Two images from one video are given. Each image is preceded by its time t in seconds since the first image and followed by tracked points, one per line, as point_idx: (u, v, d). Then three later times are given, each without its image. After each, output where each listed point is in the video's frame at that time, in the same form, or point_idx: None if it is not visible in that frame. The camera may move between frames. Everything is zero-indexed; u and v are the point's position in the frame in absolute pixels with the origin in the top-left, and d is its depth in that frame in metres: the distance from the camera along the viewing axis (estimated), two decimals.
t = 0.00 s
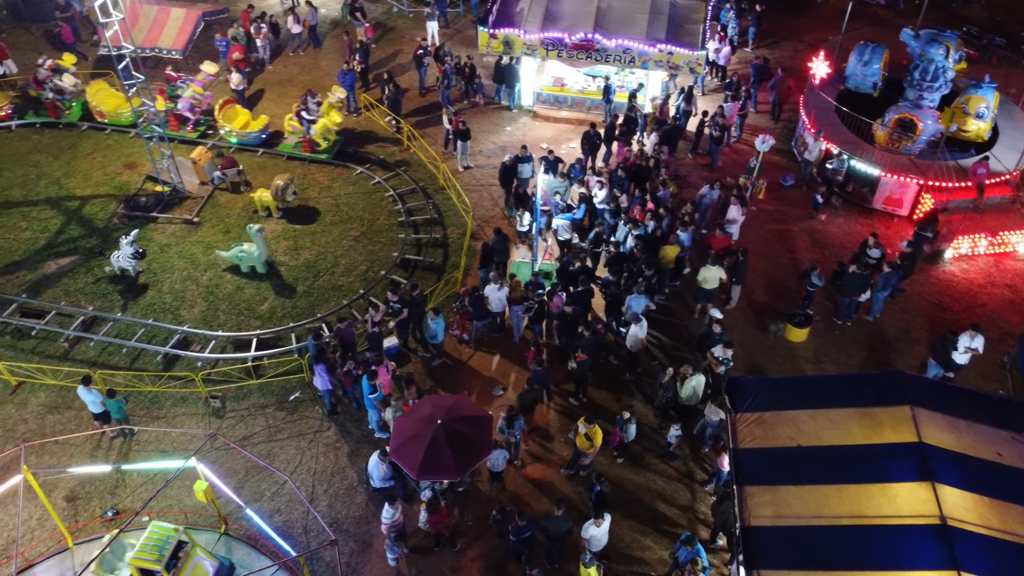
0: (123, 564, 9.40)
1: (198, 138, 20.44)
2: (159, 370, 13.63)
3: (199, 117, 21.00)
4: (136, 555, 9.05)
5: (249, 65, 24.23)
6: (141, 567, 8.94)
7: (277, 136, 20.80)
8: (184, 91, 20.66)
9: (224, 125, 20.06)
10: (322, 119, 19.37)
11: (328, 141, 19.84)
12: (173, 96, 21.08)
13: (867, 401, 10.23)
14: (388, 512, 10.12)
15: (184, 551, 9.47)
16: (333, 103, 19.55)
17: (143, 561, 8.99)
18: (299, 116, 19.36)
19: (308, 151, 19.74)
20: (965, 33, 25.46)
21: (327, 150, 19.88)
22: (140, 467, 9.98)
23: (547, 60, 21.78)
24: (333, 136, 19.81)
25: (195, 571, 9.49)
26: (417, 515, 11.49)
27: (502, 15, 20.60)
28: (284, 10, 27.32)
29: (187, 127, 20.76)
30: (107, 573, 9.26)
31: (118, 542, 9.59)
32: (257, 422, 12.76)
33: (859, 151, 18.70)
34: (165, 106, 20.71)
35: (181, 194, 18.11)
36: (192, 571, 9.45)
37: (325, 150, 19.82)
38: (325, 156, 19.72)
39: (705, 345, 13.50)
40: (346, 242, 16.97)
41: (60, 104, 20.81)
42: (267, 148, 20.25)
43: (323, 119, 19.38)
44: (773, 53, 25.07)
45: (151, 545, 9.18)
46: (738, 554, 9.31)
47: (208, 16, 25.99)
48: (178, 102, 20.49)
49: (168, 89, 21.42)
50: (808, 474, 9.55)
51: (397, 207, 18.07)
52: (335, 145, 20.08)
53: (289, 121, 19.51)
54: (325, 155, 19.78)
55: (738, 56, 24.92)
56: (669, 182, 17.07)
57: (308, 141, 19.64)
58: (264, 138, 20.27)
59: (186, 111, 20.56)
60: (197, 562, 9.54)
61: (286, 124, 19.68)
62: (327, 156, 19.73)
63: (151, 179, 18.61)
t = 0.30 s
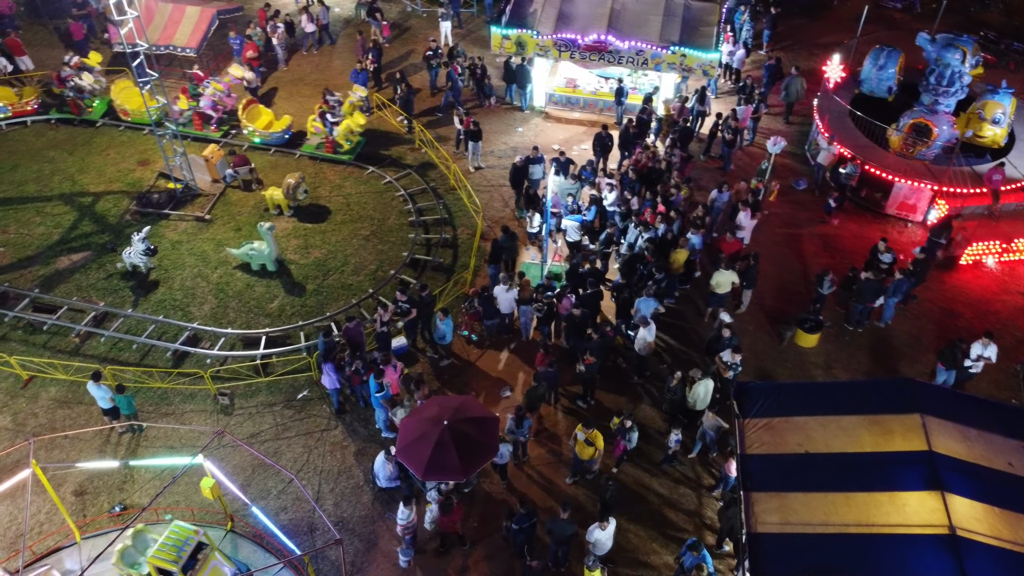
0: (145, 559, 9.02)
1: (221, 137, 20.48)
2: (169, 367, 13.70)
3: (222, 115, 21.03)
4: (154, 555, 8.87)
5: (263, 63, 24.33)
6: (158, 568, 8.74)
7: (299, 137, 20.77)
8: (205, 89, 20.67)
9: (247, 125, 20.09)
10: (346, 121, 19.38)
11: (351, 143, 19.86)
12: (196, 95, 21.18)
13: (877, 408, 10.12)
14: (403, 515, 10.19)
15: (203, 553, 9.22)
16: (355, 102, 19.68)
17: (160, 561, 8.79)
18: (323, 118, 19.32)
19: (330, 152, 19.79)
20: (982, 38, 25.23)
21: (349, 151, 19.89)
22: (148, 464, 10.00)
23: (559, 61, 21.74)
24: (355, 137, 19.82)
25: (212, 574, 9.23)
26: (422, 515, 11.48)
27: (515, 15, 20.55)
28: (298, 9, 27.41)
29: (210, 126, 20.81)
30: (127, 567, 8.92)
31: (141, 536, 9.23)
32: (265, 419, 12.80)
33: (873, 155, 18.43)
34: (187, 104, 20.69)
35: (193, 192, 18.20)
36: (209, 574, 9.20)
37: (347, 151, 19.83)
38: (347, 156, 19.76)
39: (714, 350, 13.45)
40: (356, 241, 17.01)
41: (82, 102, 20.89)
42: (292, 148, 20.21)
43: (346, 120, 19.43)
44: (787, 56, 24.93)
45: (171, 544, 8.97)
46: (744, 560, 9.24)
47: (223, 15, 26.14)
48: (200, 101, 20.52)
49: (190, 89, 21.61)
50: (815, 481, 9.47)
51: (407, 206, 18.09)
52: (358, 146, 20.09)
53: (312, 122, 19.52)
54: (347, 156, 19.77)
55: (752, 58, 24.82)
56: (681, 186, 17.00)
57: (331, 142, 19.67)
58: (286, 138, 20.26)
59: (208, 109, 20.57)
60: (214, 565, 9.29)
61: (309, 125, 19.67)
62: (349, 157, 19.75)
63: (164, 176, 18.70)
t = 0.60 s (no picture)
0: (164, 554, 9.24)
1: (245, 137, 20.48)
2: (178, 363, 13.76)
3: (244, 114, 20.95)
4: (172, 554, 9.09)
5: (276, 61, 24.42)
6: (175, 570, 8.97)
7: (322, 136, 20.79)
8: (226, 88, 20.60)
9: (270, 125, 20.13)
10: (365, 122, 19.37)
11: (372, 144, 19.82)
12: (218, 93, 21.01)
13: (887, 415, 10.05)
14: (419, 516, 10.08)
15: (221, 557, 9.37)
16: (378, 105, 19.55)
17: (177, 562, 9.02)
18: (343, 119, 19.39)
19: (351, 153, 19.79)
20: (999, 43, 24.99)
21: (370, 153, 19.86)
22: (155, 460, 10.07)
23: (572, 62, 21.67)
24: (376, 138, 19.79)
25: None
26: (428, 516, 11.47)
27: (528, 17, 20.62)
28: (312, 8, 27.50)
29: (232, 126, 20.79)
30: (147, 563, 9.12)
31: (163, 531, 9.44)
32: (273, 417, 12.83)
33: (887, 160, 18.17)
34: (210, 104, 20.69)
35: (204, 189, 18.27)
36: None
37: (368, 152, 19.82)
38: (367, 158, 19.73)
39: (723, 354, 13.37)
40: (366, 240, 17.04)
41: (104, 99, 21.10)
42: (315, 148, 20.22)
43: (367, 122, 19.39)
44: (801, 59, 24.79)
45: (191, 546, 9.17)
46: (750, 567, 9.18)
47: (238, 13, 26.27)
48: (221, 99, 20.50)
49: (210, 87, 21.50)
50: (823, 489, 9.39)
51: (417, 206, 18.10)
52: (378, 147, 20.07)
53: (333, 124, 19.58)
54: (367, 157, 19.76)
55: (766, 61, 24.70)
56: (692, 188, 16.91)
57: (352, 143, 19.69)
58: (310, 138, 20.28)
59: (229, 109, 20.54)
60: (230, 571, 9.40)
61: (330, 126, 19.72)
62: (369, 159, 19.71)
63: (177, 173, 18.80)
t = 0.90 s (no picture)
0: (183, 554, 9.57)
1: (265, 136, 20.51)
2: (187, 360, 13.82)
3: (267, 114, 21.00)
4: (189, 556, 9.33)
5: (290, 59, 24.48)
6: (189, 571, 9.21)
7: (343, 138, 20.74)
8: (249, 88, 20.73)
9: (292, 126, 20.11)
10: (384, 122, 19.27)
11: (391, 146, 19.67)
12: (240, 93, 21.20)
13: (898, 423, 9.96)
14: (433, 524, 9.99)
15: (236, 564, 9.55)
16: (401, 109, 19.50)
17: (192, 564, 9.23)
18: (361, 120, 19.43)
19: (371, 155, 19.71)
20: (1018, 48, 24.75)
21: (390, 155, 19.74)
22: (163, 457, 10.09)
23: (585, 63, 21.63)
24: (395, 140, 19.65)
25: None
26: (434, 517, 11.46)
27: (541, 18, 20.60)
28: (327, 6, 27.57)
29: (255, 125, 20.82)
30: (166, 560, 9.48)
31: (184, 531, 9.76)
32: (281, 415, 12.86)
33: (902, 165, 18.14)
34: (233, 104, 20.76)
35: (217, 186, 18.35)
36: None
37: (387, 154, 19.67)
38: (387, 161, 19.60)
39: (733, 359, 13.30)
40: (376, 239, 17.06)
41: (126, 97, 20.95)
42: (337, 150, 20.15)
43: (384, 122, 19.30)
44: (816, 62, 24.63)
45: (206, 548, 9.39)
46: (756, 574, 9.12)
47: (252, 11, 26.38)
48: (244, 99, 20.59)
49: (234, 87, 21.54)
50: (831, 497, 9.30)
51: (428, 206, 18.11)
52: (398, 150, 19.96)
53: (353, 125, 19.59)
54: (387, 160, 19.62)
55: (780, 64, 24.55)
56: (705, 192, 16.81)
57: (372, 145, 19.60)
58: (332, 139, 20.21)
59: (251, 108, 20.59)
60: None
61: (351, 128, 19.73)
62: (388, 161, 19.59)
63: (189, 171, 18.92)
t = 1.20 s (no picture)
0: (201, 554, 9.55)
1: (289, 138, 20.45)
2: (196, 357, 13.87)
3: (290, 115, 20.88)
4: (205, 558, 9.31)
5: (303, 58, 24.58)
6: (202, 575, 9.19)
7: (365, 138, 20.65)
8: (273, 89, 20.55)
9: (314, 127, 20.04)
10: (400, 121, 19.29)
11: (408, 148, 19.65)
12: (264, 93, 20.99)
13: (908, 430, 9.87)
14: (446, 528, 9.99)
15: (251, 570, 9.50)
16: (422, 116, 19.31)
17: (207, 567, 9.23)
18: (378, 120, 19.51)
19: (388, 156, 19.68)
20: None
21: (408, 157, 19.66)
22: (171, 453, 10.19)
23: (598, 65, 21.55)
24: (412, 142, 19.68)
25: None
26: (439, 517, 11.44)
27: (555, 19, 20.55)
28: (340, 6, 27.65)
29: (277, 126, 20.80)
30: (183, 560, 9.48)
31: (205, 531, 9.74)
32: (288, 414, 12.90)
33: (916, 171, 17.97)
34: (256, 105, 20.75)
35: (228, 184, 18.41)
36: None
37: (404, 156, 19.62)
38: (404, 163, 19.51)
39: (742, 363, 13.22)
40: (386, 239, 17.07)
41: (148, 95, 21.08)
42: (358, 150, 20.10)
43: (401, 123, 19.23)
44: (831, 66, 24.47)
45: (222, 552, 9.40)
46: None
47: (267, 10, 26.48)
48: (267, 101, 20.45)
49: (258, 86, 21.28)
50: (839, 505, 9.23)
51: (438, 206, 18.11)
52: (416, 152, 19.92)
53: (372, 126, 19.64)
54: (404, 162, 19.55)
55: (794, 67, 24.42)
56: (716, 195, 16.72)
57: (389, 147, 19.61)
58: (353, 140, 20.13)
59: (275, 109, 20.52)
60: None
61: (370, 129, 19.81)
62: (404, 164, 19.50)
63: (202, 168, 19.01)
